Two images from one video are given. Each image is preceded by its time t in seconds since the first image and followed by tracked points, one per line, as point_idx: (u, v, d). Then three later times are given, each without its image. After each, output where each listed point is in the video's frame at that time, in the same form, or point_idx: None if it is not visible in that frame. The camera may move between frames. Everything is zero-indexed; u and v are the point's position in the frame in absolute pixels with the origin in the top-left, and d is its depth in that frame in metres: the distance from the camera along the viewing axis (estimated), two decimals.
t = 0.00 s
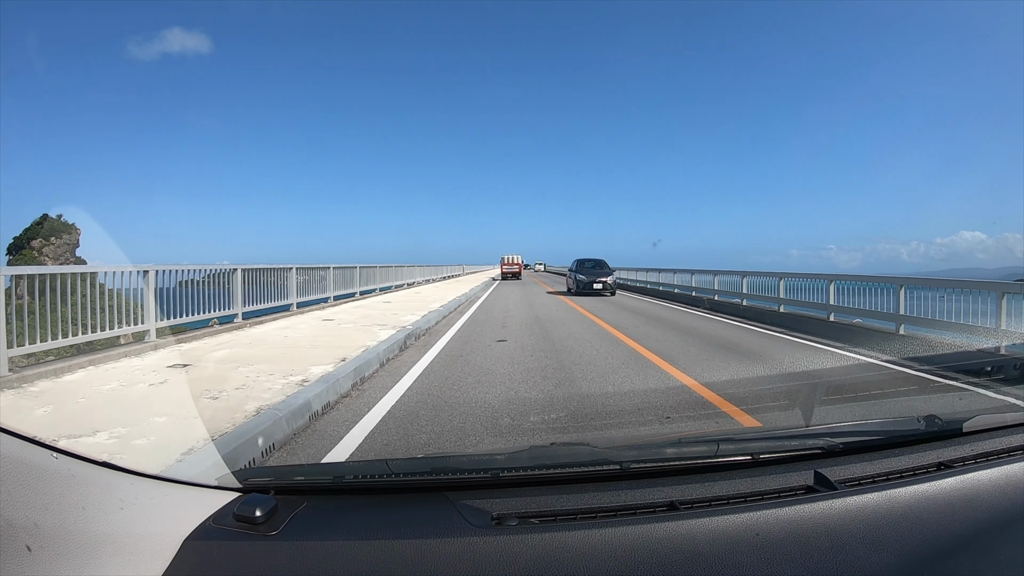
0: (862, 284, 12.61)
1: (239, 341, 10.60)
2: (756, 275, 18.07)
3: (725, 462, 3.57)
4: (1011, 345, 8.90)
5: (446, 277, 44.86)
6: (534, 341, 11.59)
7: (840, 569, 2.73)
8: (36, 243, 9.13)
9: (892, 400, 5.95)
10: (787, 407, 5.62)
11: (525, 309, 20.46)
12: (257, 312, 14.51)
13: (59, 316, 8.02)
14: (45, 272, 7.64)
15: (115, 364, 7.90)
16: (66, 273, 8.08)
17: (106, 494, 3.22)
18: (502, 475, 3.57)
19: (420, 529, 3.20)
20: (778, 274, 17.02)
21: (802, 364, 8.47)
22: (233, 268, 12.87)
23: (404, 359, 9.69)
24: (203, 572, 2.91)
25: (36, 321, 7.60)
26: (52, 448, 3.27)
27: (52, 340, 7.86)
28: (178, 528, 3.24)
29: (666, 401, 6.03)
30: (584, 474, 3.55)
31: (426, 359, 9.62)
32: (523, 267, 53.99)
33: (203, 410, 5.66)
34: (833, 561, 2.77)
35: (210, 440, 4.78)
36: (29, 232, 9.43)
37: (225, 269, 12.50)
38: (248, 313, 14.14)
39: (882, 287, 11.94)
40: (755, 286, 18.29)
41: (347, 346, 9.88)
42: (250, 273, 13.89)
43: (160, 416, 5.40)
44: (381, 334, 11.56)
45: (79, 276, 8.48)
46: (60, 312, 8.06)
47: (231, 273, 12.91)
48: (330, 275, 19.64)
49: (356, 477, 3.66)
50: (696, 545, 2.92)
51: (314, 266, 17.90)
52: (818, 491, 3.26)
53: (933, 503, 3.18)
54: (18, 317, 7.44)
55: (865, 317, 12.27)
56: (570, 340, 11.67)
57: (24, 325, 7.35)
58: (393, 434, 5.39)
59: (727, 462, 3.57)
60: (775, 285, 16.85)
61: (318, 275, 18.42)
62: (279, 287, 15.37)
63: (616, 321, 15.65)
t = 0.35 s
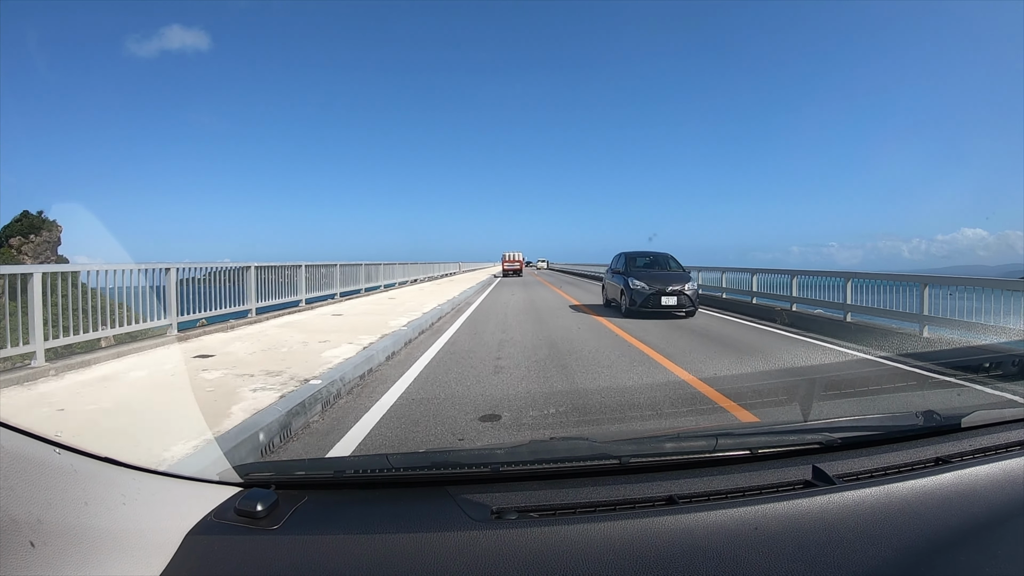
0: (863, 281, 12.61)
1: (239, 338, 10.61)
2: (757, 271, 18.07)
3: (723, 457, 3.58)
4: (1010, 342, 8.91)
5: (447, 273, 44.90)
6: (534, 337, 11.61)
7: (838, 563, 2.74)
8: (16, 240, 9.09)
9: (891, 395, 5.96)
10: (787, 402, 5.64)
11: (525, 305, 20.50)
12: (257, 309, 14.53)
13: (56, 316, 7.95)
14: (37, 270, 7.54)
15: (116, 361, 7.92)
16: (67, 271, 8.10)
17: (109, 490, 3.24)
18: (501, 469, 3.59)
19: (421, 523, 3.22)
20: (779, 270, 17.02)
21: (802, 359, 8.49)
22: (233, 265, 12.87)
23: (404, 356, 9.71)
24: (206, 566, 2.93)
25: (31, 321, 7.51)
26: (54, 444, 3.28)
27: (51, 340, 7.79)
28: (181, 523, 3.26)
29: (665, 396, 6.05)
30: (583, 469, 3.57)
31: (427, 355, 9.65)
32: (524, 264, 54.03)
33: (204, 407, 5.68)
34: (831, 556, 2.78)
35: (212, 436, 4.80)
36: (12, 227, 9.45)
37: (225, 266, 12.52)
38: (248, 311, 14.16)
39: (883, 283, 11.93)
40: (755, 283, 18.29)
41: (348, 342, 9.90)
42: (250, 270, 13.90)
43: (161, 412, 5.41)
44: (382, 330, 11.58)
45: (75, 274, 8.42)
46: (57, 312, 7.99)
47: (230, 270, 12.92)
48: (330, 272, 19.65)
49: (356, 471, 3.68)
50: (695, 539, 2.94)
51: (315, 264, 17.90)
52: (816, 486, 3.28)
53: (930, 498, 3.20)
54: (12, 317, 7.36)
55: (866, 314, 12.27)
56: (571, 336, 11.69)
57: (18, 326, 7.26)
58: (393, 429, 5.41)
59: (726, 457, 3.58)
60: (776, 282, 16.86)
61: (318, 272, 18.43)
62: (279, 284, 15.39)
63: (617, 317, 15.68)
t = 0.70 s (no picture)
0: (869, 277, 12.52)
1: (240, 342, 10.63)
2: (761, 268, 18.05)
3: (723, 456, 3.54)
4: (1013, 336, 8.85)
5: (449, 274, 45.01)
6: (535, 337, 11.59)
7: (838, 563, 2.71)
8: None
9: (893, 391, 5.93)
10: (789, 400, 5.60)
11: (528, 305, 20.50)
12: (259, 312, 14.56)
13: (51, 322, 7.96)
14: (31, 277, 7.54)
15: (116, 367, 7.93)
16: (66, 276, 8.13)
17: (107, 494, 3.22)
18: (499, 471, 3.57)
19: (418, 525, 3.19)
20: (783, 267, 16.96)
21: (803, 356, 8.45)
22: (233, 269, 12.90)
23: (408, 358, 9.71)
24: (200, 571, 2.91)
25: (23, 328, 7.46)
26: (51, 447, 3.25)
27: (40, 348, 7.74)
28: (178, 528, 3.24)
29: (668, 395, 6.02)
30: (581, 470, 3.54)
31: (429, 357, 9.63)
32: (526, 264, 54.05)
33: (202, 411, 5.67)
34: (832, 556, 2.74)
35: (213, 441, 4.78)
36: None
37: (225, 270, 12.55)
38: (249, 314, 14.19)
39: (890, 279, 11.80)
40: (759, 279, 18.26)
41: (349, 345, 9.92)
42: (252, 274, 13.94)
43: (160, 417, 5.41)
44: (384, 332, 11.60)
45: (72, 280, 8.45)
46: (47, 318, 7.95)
47: (229, 274, 12.94)
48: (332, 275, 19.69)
49: (354, 474, 3.66)
50: (695, 540, 2.90)
51: (316, 266, 17.95)
52: (817, 485, 3.24)
53: (933, 496, 3.16)
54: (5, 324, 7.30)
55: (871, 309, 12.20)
56: (573, 335, 11.69)
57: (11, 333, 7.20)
58: (394, 432, 5.39)
59: (726, 456, 3.54)
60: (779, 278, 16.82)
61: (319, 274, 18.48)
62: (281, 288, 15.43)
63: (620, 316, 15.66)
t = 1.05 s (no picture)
0: (876, 271, 12.45)
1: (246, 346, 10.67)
2: (768, 264, 17.98)
3: (728, 454, 3.53)
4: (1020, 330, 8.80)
5: (454, 275, 45.08)
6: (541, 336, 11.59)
7: (842, 559, 2.70)
8: None
9: (899, 387, 5.90)
10: (795, 397, 5.58)
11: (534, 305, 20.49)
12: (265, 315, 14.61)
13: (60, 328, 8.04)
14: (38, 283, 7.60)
15: (123, 372, 7.98)
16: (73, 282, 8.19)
17: (112, 498, 3.23)
18: (503, 471, 3.56)
19: (421, 526, 3.19)
20: (790, 263, 16.88)
21: (810, 352, 8.42)
22: (240, 272, 12.95)
23: (413, 359, 9.72)
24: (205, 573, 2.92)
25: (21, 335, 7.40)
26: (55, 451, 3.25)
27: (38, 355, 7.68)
28: (183, 531, 3.25)
29: (673, 393, 6.02)
30: (586, 469, 3.53)
31: (435, 358, 9.64)
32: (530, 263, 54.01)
33: (209, 415, 5.69)
34: (836, 553, 2.73)
35: (219, 445, 4.80)
36: None
37: (232, 274, 12.60)
38: (256, 317, 14.24)
39: (898, 274, 11.71)
40: (766, 276, 18.20)
41: (354, 347, 9.93)
42: (258, 277, 13.99)
43: (167, 421, 5.44)
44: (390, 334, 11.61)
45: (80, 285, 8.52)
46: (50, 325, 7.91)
47: (236, 277, 12.99)
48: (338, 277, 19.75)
49: (358, 475, 3.66)
50: (698, 537, 2.89)
51: (322, 269, 18.01)
52: (821, 482, 3.23)
53: (938, 492, 3.14)
54: None
55: (879, 305, 12.15)
56: (579, 334, 11.68)
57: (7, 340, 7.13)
58: (400, 433, 5.39)
59: (731, 454, 3.53)
60: (786, 275, 16.74)
61: (325, 276, 18.53)
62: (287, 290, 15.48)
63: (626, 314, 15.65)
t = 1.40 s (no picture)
0: (883, 268, 12.46)
1: (254, 346, 10.73)
2: (774, 262, 17.98)
3: (738, 450, 3.56)
4: None
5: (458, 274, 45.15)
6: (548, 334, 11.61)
7: (853, 554, 2.72)
8: None
9: (907, 382, 5.91)
10: (804, 393, 5.60)
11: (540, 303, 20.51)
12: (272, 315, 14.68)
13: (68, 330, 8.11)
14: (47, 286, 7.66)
15: (131, 373, 8.05)
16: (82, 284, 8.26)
17: (124, 499, 3.26)
18: (515, 468, 3.58)
19: (434, 524, 3.22)
20: (796, 260, 16.87)
21: (817, 348, 8.43)
22: (246, 273, 13.01)
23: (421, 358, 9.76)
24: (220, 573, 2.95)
25: (24, 337, 7.39)
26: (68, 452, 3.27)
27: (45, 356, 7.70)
28: (196, 532, 3.28)
29: (681, 389, 6.04)
30: (598, 466, 3.55)
31: (442, 357, 9.68)
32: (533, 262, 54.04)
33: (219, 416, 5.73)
34: (847, 547, 2.75)
35: (231, 445, 4.83)
36: None
37: (238, 274, 12.66)
38: (263, 317, 14.31)
39: (905, 271, 11.70)
40: (773, 273, 18.18)
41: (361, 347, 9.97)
42: (265, 277, 14.06)
43: (177, 421, 5.48)
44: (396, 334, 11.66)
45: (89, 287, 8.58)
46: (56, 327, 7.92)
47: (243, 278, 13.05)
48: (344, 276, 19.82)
49: (370, 474, 3.68)
50: (710, 533, 2.92)
51: (327, 269, 18.07)
52: (831, 477, 3.25)
53: (948, 486, 3.16)
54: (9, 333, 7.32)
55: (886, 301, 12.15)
56: (586, 332, 11.70)
57: (11, 342, 7.12)
58: (410, 432, 5.42)
59: (741, 449, 3.56)
60: (793, 272, 16.73)
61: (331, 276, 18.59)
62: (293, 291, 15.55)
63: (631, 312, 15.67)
